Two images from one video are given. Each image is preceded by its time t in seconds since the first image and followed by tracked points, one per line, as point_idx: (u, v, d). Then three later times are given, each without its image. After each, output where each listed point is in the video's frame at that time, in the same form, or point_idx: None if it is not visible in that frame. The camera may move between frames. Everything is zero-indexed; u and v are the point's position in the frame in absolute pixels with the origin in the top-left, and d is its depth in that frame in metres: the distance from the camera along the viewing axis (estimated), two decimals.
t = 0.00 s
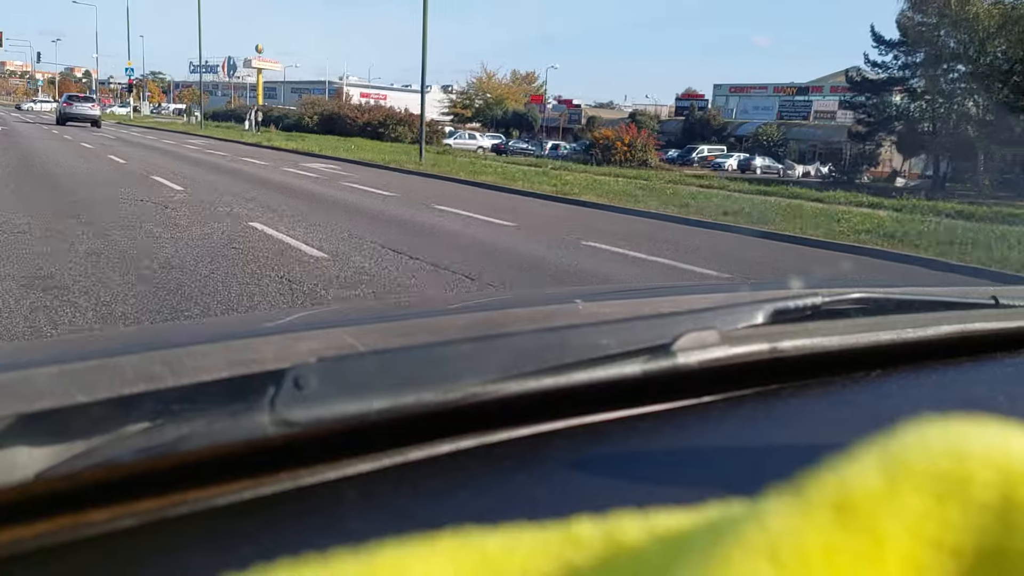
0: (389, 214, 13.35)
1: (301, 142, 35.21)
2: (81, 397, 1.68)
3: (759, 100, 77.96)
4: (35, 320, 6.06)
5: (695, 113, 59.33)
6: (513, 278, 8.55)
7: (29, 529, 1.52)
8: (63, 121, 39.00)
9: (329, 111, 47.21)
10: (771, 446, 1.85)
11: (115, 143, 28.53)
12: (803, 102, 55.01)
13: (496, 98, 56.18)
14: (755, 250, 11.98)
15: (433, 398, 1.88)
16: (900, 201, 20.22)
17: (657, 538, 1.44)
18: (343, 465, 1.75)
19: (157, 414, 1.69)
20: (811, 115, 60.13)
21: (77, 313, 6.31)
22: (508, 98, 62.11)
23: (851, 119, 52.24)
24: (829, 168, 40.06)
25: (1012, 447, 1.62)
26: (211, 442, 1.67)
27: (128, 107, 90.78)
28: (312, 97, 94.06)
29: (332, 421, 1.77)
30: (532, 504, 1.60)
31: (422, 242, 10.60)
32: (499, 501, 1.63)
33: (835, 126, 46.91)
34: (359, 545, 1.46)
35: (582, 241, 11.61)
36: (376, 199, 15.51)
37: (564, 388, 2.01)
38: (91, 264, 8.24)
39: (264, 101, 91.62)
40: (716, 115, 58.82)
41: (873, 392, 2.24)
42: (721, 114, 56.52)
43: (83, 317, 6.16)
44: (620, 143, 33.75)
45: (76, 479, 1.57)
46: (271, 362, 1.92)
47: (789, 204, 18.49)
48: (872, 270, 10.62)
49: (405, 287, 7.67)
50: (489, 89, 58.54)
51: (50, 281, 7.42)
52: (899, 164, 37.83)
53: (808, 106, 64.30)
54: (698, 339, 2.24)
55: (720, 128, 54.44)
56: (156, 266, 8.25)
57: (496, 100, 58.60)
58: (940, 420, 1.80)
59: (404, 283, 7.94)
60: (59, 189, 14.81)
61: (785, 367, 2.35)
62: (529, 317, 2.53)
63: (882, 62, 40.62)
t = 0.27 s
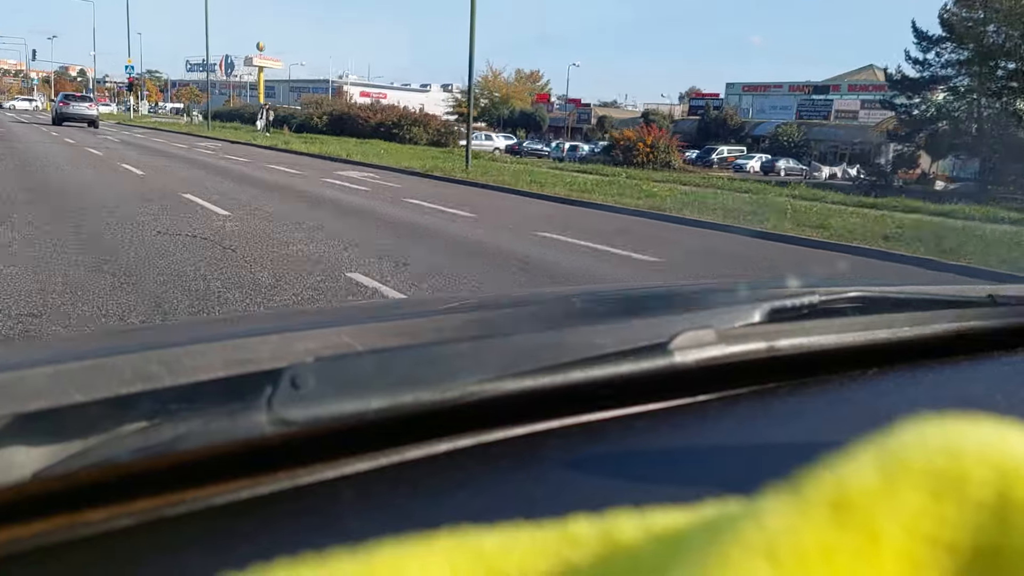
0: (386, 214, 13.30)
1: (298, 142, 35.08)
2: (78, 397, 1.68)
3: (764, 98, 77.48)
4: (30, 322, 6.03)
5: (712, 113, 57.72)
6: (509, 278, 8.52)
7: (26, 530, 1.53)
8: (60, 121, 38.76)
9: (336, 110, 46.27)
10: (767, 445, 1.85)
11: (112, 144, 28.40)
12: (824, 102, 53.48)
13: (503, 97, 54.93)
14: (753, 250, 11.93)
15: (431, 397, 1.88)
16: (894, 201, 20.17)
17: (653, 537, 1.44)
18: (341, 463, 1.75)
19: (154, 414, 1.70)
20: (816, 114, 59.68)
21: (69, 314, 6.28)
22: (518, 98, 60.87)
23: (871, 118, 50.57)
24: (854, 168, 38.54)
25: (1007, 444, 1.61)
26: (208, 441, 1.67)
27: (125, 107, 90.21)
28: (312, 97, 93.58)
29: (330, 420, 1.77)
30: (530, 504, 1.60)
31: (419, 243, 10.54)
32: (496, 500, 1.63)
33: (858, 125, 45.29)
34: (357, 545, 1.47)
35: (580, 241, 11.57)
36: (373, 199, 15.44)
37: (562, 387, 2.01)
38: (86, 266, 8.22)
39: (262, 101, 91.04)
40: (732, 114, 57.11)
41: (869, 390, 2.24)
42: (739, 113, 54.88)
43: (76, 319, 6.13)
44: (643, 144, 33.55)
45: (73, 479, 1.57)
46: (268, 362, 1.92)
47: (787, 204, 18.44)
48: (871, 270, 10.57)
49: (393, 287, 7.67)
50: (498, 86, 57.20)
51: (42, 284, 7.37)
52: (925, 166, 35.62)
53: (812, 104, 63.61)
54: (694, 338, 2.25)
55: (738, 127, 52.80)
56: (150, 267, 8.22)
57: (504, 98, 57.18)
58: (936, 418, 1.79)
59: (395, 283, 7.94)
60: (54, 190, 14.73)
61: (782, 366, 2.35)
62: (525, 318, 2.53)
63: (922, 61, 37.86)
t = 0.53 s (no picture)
0: (383, 215, 13.26)
1: (295, 142, 34.93)
2: (76, 396, 1.68)
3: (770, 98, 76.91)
4: (24, 322, 5.97)
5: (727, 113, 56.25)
6: (507, 278, 8.50)
7: (24, 529, 1.52)
8: (57, 121, 38.43)
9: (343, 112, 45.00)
10: (765, 444, 1.85)
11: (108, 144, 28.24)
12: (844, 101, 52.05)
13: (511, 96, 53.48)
14: (752, 250, 11.90)
15: (429, 396, 1.87)
16: (894, 202, 20.18)
17: (652, 536, 1.44)
18: (339, 463, 1.75)
19: (152, 413, 1.69)
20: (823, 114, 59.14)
21: (63, 315, 6.22)
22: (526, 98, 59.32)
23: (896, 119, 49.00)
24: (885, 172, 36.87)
25: (1005, 444, 1.62)
26: (206, 440, 1.67)
27: (123, 106, 89.57)
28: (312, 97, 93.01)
29: (328, 418, 1.76)
30: (529, 503, 1.60)
31: (416, 243, 10.50)
32: (495, 499, 1.62)
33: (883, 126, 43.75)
34: (354, 544, 1.47)
35: (577, 241, 11.53)
36: (370, 200, 15.37)
37: (561, 386, 2.01)
38: (79, 265, 8.15)
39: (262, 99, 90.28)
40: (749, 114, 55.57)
41: (867, 390, 2.24)
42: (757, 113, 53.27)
43: (70, 319, 6.08)
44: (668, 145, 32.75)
45: (70, 479, 1.57)
46: (265, 361, 1.92)
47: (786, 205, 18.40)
48: (870, 270, 10.57)
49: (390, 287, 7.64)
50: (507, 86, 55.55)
51: (33, 283, 7.29)
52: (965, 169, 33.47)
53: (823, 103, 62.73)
54: (693, 337, 2.24)
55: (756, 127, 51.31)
56: (144, 267, 8.17)
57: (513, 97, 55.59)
58: (934, 418, 1.79)
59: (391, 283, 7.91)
60: (48, 190, 14.63)
61: (780, 365, 2.35)
62: (522, 316, 2.52)
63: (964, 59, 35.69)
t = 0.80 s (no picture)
0: (382, 217, 13.23)
1: (295, 142, 34.83)
2: (73, 397, 1.68)
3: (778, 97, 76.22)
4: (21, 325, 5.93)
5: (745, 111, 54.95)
6: (507, 280, 8.49)
7: (20, 531, 1.52)
8: (57, 121, 38.25)
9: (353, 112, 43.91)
10: (763, 446, 1.86)
11: (107, 145, 28.09)
12: (867, 100, 50.87)
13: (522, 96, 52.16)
14: (753, 252, 11.90)
15: (427, 398, 1.87)
16: (895, 204, 20.19)
17: (651, 539, 1.44)
18: (336, 466, 1.74)
19: (149, 416, 1.69)
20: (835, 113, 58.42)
21: (62, 317, 6.20)
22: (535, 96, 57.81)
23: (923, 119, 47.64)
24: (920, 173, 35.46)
25: (1003, 447, 1.62)
26: (204, 443, 1.67)
27: (124, 106, 89.34)
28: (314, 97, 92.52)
29: (326, 421, 1.76)
30: (528, 506, 1.60)
31: (415, 246, 10.48)
32: (493, 501, 1.63)
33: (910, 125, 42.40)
34: (352, 547, 1.47)
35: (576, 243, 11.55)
36: (367, 202, 15.33)
37: (559, 388, 2.01)
38: (74, 268, 8.10)
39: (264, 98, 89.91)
40: (771, 116, 53.97)
41: (864, 392, 2.24)
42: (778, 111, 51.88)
43: (67, 323, 6.04)
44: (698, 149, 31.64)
45: (67, 481, 1.57)
46: (264, 363, 1.91)
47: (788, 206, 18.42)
48: (870, 271, 10.58)
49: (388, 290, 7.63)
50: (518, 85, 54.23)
51: (29, 286, 7.24)
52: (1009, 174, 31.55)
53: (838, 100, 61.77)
54: (691, 339, 2.25)
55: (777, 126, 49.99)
56: (141, 269, 8.13)
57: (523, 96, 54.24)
58: (930, 421, 1.80)
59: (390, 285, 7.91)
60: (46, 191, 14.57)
61: (777, 366, 2.35)
62: (522, 318, 2.53)
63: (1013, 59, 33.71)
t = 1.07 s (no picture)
0: (379, 216, 13.20)
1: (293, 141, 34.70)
2: (69, 398, 1.68)
3: (788, 96, 75.50)
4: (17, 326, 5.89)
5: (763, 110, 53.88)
6: (506, 280, 8.48)
7: (18, 531, 1.52)
8: (57, 120, 37.98)
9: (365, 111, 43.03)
10: (760, 446, 1.86)
11: (105, 144, 27.93)
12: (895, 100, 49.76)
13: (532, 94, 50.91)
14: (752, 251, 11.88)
15: (425, 398, 1.87)
16: (895, 203, 20.18)
17: (649, 539, 1.44)
18: (333, 466, 1.74)
19: (145, 415, 1.69)
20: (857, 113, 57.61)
21: (61, 318, 6.18)
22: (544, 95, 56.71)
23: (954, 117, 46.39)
24: (956, 175, 34.35)
25: (999, 446, 1.63)
26: (201, 443, 1.67)
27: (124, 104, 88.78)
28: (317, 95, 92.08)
29: (323, 420, 1.76)
30: (525, 505, 1.60)
31: (413, 245, 10.45)
32: (489, 502, 1.63)
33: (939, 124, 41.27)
34: (350, 546, 1.47)
35: (574, 242, 11.53)
36: (366, 201, 15.28)
37: (555, 388, 2.00)
38: (71, 268, 8.07)
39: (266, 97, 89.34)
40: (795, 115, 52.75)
41: (862, 391, 2.25)
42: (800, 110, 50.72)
43: (62, 323, 6.01)
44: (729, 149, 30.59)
45: (64, 481, 1.57)
46: (260, 363, 1.91)
47: (785, 205, 18.43)
48: (868, 271, 10.58)
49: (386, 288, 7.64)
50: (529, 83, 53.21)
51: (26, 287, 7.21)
52: None
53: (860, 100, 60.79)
54: (688, 338, 2.24)
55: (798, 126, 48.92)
56: (137, 269, 8.11)
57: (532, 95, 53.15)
58: (927, 420, 1.80)
59: (390, 284, 7.91)
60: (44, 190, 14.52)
61: (774, 365, 2.35)
62: (520, 318, 2.52)
63: None
